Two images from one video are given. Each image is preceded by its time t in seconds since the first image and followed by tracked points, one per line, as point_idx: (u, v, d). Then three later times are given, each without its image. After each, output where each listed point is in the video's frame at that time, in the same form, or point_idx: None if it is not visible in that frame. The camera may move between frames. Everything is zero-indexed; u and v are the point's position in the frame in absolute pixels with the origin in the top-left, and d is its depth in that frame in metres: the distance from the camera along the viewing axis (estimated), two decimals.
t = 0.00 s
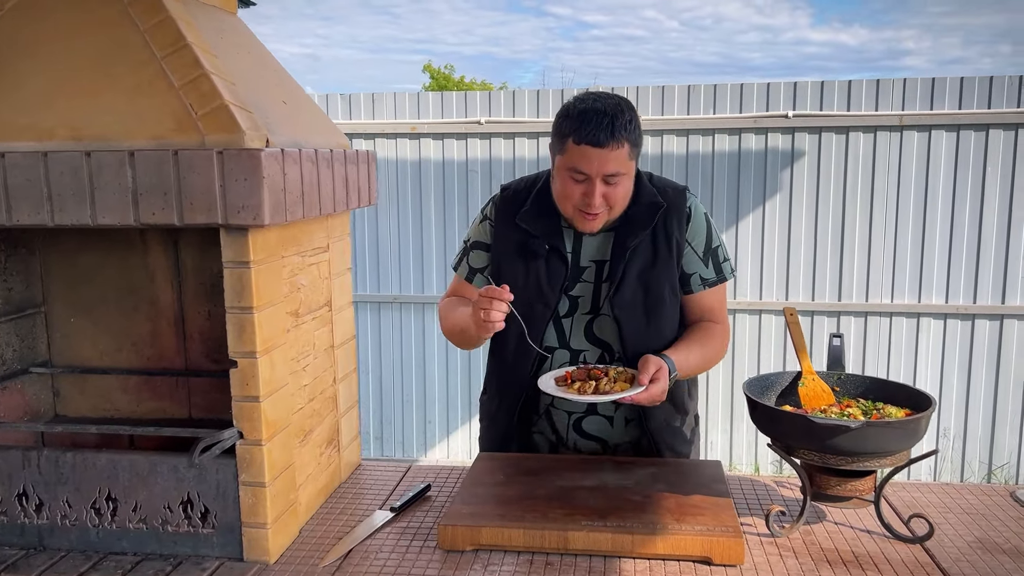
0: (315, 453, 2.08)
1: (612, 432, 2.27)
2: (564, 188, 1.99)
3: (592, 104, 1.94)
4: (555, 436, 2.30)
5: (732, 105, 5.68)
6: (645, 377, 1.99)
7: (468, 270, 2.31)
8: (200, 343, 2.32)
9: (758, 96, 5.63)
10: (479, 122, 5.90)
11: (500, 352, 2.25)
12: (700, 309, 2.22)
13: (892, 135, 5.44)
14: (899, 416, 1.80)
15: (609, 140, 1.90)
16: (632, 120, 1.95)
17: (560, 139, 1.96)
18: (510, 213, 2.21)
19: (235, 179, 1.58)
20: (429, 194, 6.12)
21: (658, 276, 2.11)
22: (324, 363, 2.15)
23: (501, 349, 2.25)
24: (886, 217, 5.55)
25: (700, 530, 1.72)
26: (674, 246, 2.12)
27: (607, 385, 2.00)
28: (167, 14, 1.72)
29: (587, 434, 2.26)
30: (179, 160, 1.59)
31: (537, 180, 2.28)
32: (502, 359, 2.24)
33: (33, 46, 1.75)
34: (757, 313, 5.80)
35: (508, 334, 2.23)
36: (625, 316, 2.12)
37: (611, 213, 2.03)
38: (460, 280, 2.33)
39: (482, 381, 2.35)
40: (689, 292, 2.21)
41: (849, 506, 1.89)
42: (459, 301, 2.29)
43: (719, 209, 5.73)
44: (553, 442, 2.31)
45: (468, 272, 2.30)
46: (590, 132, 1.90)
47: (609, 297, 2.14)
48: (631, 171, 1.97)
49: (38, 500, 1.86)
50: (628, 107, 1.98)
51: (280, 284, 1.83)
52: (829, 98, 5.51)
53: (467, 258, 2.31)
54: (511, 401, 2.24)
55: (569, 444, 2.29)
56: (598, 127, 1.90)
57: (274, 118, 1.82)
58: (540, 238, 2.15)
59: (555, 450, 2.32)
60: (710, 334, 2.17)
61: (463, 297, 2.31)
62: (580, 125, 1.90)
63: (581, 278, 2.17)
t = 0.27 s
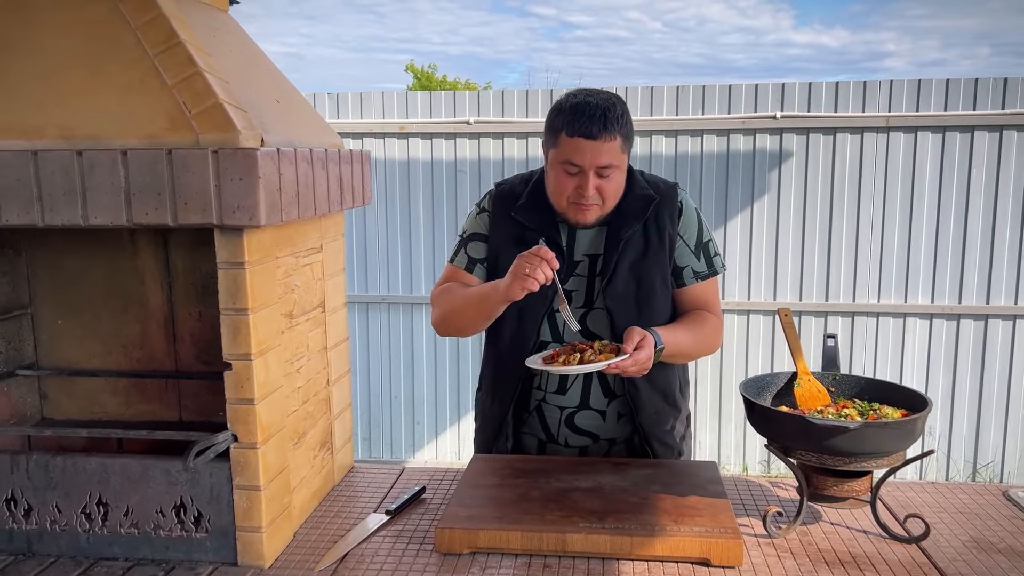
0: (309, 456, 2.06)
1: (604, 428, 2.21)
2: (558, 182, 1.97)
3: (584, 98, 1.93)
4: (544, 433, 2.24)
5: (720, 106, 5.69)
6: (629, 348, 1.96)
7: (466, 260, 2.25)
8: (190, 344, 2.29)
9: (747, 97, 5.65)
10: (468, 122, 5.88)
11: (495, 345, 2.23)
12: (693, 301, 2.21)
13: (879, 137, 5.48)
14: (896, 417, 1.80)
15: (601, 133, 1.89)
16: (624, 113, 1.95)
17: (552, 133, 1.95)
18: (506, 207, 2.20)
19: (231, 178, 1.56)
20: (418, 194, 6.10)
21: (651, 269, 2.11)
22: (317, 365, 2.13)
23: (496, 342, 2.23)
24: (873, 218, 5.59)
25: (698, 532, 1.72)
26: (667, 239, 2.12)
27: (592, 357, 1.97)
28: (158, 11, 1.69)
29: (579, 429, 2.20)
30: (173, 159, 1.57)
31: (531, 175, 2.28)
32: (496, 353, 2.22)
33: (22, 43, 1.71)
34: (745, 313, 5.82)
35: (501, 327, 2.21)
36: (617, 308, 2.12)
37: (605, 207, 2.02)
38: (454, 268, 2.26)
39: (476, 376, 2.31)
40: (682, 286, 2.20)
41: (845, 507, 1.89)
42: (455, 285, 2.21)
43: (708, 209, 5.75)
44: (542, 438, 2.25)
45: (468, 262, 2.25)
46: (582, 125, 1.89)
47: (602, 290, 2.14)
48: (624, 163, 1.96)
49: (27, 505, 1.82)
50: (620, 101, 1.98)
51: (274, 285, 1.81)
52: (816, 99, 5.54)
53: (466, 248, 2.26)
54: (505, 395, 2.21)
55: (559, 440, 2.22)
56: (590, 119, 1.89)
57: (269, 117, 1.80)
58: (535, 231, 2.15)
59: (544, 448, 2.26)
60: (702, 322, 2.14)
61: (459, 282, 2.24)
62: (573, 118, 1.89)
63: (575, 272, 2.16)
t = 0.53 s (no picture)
0: (300, 457, 2.04)
1: (594, 428, 2.20)
2: (554, 185, 1.98)
3: (584, 102, 1.92)
4: (533, 432, 2.23)
5: (706, 106, 5.71)
6: (616, 342, 1.95)
7: (459, 259, 2.24)
8: (178, 345, 2.25)
9: (732, 98, 5.67)
10: (454, 121, 5.86)
11: (486, 344, 2.21)
12: (681, 303, 2.21)
13: (863, 137, 5.53)
14: (888, 417, 1.81)
15: (600, 138, 1.88)
16: (622, 117, 1.94)
17: (550, 135, 1.94)
18: (499, 206, 2.19)
19: (222, 177, 1.55)
20: (403, 193, 6.07)
21: (643, 271, 2.11)
22: (307, 365, 2.11)
23: (487, 341, 2.21)
24: (857, 218, 5.64)
25: (693, 532, 1.72)
26: (659, 242, 2.12)
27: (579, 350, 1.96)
28: (148, 7, 1.67)
29: (569, 429, 2.19)
30: (163, 157, 1.55)
31: (525, 175, 2.27)
32: (487, 352, 2.21)
33: (8, 39, 1.68)
34: (731, 313, 5.85)
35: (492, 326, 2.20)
36: (608, 309, 2.12)
37: (599, 211, 2.03)
38: (446, 264, 2.25)
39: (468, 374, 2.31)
40: (672, 288, 2.20)
41: (837, 506, 1.91)
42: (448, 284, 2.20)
43: (694, 209, 5.76)
44: (532, 437, 2.24)
45: (460, 260, 2.24)
46: (580, 130, 1.88)
47: (594, 291, 2.14)
48: (620, 168, 1.97)
49: (12, 508, 1.79)
50: (619, 106, 1.97)
51: (265, 285, 1.79)
52: (801, 100, 5.57)
53: (457, 246, 2.25)
54: (495, 396, 2.19)
55: (548, 439, 2.22)
56: (589, 124, 1.88)
57: (260, 116, 1.79)
58: (529, 231, 2.14)
59: (533, 447, 2.25)
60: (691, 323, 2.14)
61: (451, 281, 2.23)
62: (572, 122, 1.88)
63: (567, 273, 2.16)
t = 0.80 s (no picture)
0: (296, 457, 2.03)
1: (592, 427, 2.19)
2: (554, 187, 1.97)
3: (586, 105, 1.91)
4: (531, 431, 2.22)
5: (698, 104, 5.71)
6: (609, 345, 1.95)
7: (457, 258, 2.23)
8: (172, 344, 2.22)
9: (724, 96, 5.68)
10: (446, 119, 5.84)
11: (482, 344, 2.20)
12: (678, 304, 2.21)
13: (854, 136, 5.55)
14: (886, 414, 1.82)
15: (602, 142, 1.87)
16: (625, 121, 1.93)
17: (552, 137, 1.93)
18: (498, 205, 2.18)
19: (220, 174, 1.54)
20: (395, 191, 6.05)
21: (642, 273, 2.11)
22: (304, 365, 2.09)
23: (483, 340, 2.20)
24: (848, 216, 5.66)
25: (693, 530, 1.72)
26: (658, 244, 2.11)
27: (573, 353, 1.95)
28: (142, 2, 1.64)
29: (567, 429, 2.19)
30: (160, 154, 1.54)
31: (525, 174, 2.26)
32: (484, 351, 2.20)
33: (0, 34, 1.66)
34: (723, 311, 5.86)
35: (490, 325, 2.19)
36: (606, 310, 2.12)
37: (599, 214, 2.02)
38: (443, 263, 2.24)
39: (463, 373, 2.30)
40: (670, 290, 2.20)
41: (835, 504, 1.91)
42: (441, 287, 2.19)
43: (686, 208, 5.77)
44: (529, 437, 2.23)
45: (457, 260, 2.23)
46: (583, 133, 1.87)
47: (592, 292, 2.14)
48: (621, 172, 1.96)
49: (5, 510, 1.77)
50: (621, 108, 1.96)
51: (263, 284, 1.77)
52: (793, 98, 5.58)
53: (456, 245, 2.24)
54: (492, 398, 2.18)
55: (546, 439, 2.21)
56: (592, 128, 1.87)
57: (258, 114, 1.77)
58: (529, 231, 2.13)
59: (530, 446, 2.25)
60: (688, 325, 2.13)
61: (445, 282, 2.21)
62: (575, 125, 1.87)
63: (566, 273, 2.16)
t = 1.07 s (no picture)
0: (294, 457, 2.02)
1: (591, 427, 2.19)
2: (553, 185, 1.97)
3: (584, 103, 1.91)
4: (530, 431, 2.22)
5: (692, 104, 5.72)
6: (601, 346, 1.93)
7: (452, 261, 2.22)
8: (168, 344, 2.20)
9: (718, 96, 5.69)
10: (440, 118, 5.82)
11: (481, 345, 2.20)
12: (675, 302, 2.20)
13: (847, 136, 5.57)
14: (884, 413, 1.83)
15: (601, 140, 1.87)
16: (623, 118, 1.93)
17: (551, 135, 1.93)
18: (494, 206, 2.18)
19: (220, 172, 1.53)
20: (389, 191, 6.03)
21: (639, 271, 2.11)
22: (301, 365, 2.08)
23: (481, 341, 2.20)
24: (841, 216, 5.68)
25: (692, 529, 1.72)
26: (656, 242, 2.11)
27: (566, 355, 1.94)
28: None
29: (566, 429, 2.19)
30: (159, 151, 1.53)
31: (521, 175, 2.26)
32: (483, 353, 2.20)
33: None
34: (717, 310, 5.87)
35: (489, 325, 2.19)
36: (604, 308, 2.12)
37: (597, 212, 2.02)
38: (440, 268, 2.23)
39: (461, 374, 2.30)
40: (667, 287, 2.20)
41: (833, 502, 1.92)
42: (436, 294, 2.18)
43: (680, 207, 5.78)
44: (529, 437, 2.24)
45: (452, 263, 2.22)
46: (582, 132, 1.87)
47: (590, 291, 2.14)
48: (620, 170, 1.96)
49: None
50: (619, 106, 1.96)
51: (261, 283, 1.76)
52: (786, 99, 5.60)
53: (450, 248, 2.24)
54: (492, 399, 2.17)
55: (545, 439, 2.21)
56: (591, 126, 1.87)
57: (257, 112, 1.76)
58: (527, 231, 2.13)
59: (530, 446, 2.25)
60: (684, 325, 2.12)
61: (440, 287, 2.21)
62: (573, 124, 1.87)
63: (564, 273, 2.16)
